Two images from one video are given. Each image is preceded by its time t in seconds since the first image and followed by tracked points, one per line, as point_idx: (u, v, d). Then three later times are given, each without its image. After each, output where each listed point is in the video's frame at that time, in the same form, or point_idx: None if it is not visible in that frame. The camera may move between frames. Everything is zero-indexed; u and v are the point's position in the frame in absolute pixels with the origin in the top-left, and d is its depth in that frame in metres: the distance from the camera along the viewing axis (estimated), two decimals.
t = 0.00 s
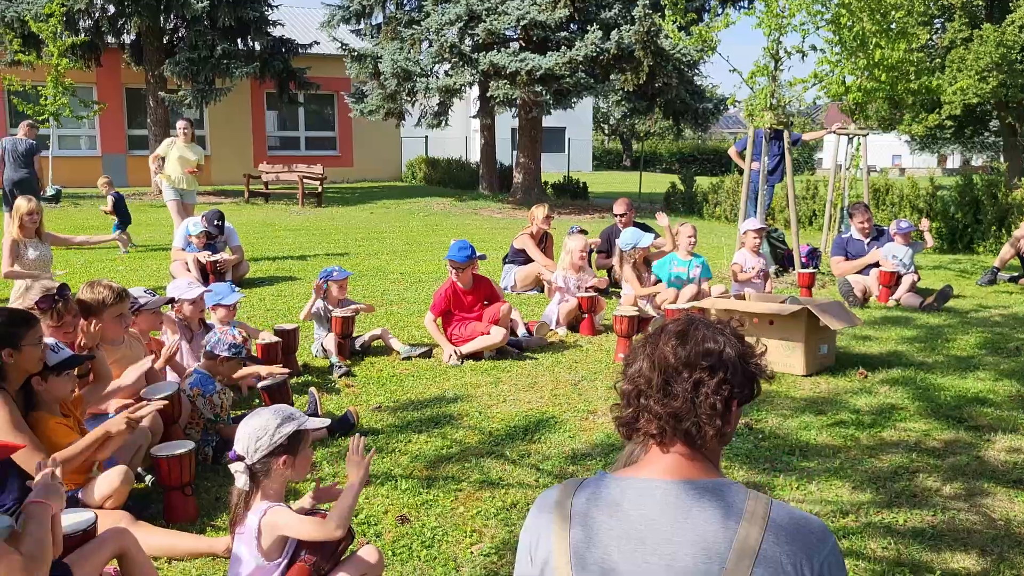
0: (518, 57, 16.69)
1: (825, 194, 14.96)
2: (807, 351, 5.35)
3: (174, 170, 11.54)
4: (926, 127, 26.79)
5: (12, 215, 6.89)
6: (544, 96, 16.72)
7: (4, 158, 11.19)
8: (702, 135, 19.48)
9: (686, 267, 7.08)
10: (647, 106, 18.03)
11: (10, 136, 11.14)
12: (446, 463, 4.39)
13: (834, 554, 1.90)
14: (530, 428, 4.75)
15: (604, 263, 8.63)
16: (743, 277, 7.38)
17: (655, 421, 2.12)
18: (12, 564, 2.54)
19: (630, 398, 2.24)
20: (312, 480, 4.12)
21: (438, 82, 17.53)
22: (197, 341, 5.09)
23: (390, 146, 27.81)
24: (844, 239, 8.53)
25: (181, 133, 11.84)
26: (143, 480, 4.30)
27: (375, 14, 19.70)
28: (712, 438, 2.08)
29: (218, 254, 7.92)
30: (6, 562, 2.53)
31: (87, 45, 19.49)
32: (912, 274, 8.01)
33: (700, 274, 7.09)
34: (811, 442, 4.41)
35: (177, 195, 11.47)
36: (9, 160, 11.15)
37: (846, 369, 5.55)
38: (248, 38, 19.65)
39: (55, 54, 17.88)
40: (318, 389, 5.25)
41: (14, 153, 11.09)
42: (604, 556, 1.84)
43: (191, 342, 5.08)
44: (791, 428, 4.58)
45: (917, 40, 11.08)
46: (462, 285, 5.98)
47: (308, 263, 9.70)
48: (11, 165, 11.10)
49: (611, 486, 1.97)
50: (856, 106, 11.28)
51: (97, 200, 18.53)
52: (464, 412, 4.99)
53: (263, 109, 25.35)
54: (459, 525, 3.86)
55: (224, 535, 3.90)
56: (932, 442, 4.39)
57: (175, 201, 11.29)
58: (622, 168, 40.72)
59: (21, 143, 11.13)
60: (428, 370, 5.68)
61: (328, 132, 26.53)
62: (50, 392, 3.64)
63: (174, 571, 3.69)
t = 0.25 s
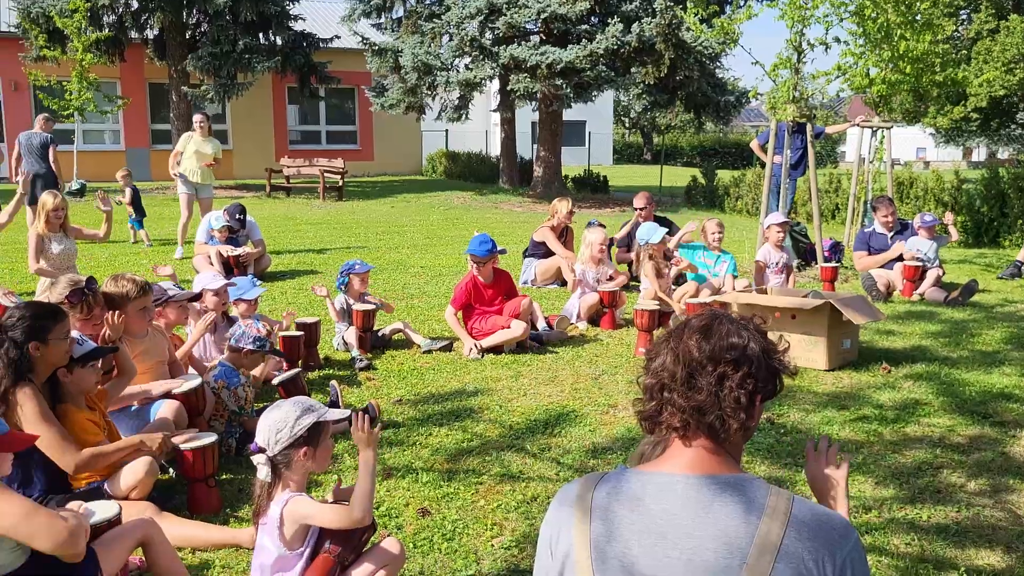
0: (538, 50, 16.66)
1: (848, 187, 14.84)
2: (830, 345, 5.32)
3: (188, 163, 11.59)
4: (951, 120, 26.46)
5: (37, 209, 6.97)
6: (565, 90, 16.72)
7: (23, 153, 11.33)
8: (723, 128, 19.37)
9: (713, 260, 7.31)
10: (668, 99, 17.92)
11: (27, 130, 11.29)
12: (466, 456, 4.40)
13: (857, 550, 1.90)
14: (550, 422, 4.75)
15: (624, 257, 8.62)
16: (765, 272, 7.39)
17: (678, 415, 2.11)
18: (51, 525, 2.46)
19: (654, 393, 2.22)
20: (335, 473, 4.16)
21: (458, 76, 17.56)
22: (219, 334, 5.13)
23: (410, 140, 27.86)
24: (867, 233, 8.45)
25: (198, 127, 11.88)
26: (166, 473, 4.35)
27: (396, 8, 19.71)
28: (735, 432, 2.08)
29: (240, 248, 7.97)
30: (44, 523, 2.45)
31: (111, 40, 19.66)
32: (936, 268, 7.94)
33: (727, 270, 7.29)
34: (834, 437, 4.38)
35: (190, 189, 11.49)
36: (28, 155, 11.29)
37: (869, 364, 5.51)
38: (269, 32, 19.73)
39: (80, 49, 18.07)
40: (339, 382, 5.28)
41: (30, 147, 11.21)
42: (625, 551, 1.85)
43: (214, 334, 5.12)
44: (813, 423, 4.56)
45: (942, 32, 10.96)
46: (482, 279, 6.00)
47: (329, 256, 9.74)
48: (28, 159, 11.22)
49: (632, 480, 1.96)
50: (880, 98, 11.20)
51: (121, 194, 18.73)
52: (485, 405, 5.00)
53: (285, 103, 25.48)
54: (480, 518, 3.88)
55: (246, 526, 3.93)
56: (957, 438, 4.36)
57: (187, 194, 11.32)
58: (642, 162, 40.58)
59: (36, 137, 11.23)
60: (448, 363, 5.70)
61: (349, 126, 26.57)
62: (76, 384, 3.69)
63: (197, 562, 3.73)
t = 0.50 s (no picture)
0: (555, 45, 16.65)
1: (868, 182, 14.73)
2: (849, 342, 5.29)
3: (197, 161, 11.64)
4: (973, 115, 26.17)
5: (58, 205, 7.03)
6: (582, 85, 16.70)
7: (38, 149, 11.39)
8: (741, 123, 19.27)
9: (733, 255, 7.14)
10: (686, 94, 17.82)
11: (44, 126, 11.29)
12: (484, 451, 4.41)
13: (878, 546, 1.88)
14: (567, 417, 4.75)
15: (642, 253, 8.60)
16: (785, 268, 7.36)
17: (705, 414, 2.09)
18: (69, 505, 2.38)
19: (678, 390, 2.19)
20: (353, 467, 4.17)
21: (476, 71, 17.56)
22: (236, 327, 5.16)
23: (427, 135, 27.89)
24: (886, 228, 8.39)
25: (204, 122, 11.75)
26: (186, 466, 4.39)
27: (414, 4, 19.73)
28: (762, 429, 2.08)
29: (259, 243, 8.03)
30: (62, 503, 2.37)
31: (130, 36, 19.79)
32: (957, 264, 7.86)
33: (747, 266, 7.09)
34: (853, 433, 4.36)
35: (197, 186, 11.57)
36: (44, 151, 11.33)
37: (889, 360, 5.48)
38: (287, 28, 19.79)
39: (101, 46, 18.22)
40: (357, 376, 5.31)
41: (45, 144, 11.25)
42: (643, 545, 1.85)
43: (231, 328, 5.15)
44: (832, 419, 4.53)
45: (965, 26, 10.83)
46: (499, 274, 6.02)
47: (347, 251, 9.78)
48: (43, 155, 11.31)
49: (651, 475, 1.96)
50: (901, 92, 11.10)
51: (142, 189, 18.89)
52: (502, 400, 5.01)
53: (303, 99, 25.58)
54: (497, 512, 3.89)
55: (266, 519, 3.96)
56: (977, 435, 4.32)
57: (193, 192, 11.38)
58: (659, 157, 40.45)
59: (51, 133, 11.23)
60: (466, 358, 5.71)
61: (366, 121, 26.65)
62: (96, 377, 3.72)
63: (217, 554, 3.76)
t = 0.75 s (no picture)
0: (577, 35, 16.60)
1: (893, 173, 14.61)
2: (872, 335, 5.26)
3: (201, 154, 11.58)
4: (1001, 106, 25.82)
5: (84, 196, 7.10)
6: (604, 76, 16.62)
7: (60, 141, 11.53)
8: (764, 114, 19.13)
9: (752, 246, 7.33)
10: (708, 85, 17.70)
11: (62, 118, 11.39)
12: (504, 442, 4.42)
13: (905, 545, 1.87)
14: (588, 409, 4.75)
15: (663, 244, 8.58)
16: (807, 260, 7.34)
17: (762, 414, 2.00)
18: (96, 493, 2.42)
19: (701, 379, 2.13)
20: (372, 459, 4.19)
21: (496, 62, 17.55)
22: (258, 322, 5.20)
23: (447, 126, 27.90)
24: (909, 220, 8.36)
25: (209, 116, 11.67)
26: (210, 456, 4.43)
27: None
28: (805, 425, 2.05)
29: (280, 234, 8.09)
30: (89, 491, 2.40)
31: (154, 28, 19.92)
32: (983, 256, 7.75)
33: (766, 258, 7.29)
34: (875, 427, 4.33)
35: (202, 178, 11.51)
36: (65, 143, 11.47)
37: (913, 353, 5.43)
38: (309, 20, 19.83)
39: (125, 38, 18.38)
40: (378, 367, 5.33)
41: (66, 135, 11.36)
42: (667, 538, 1.85)
43: (252, 321, 5.17)
44: (855, 413, 4.51)
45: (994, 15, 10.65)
46: (519, 266, 6.02)
47: (369, 242, 9.82)
48: (65, 147, 11.47)
49: (676, 467, 1.95)
50: (927, 82, 10.98)
51: (166, 180, 19.07)
52: (523, 391, 5.02)
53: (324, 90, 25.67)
54: (518, 503, 3.91)
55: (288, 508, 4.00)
56: (1003, 429, 4.28)
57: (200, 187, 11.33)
58: (680, 148, 40.22)
59: (72, 125, 11.32)
60: (486, 350, 5.72)
61: (387, 112, 26.70)
62: (122, 366, 3.75)
63: (240, 542, 3.80)
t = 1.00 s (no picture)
0: (596, 26, 16.55)
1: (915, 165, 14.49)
2: (894, 327, 5.23)
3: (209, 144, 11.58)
4: None
5: (108, 187, 7.17)
6: (623, 67, 16.57)
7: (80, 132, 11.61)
8: (785, 105, 19.01)
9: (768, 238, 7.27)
10: (729, 75, 17.58)
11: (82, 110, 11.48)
12: (524, 433, 4.43)
13: (929, 536, 1.86)
14: (607, 400, 4.76)
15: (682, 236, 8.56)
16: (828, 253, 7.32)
17: (785, 405, 1.98)
18: (112, 506, 2.43)
19: (724, 368, 2.11)
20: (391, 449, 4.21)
21: (515, 53, 17.53)
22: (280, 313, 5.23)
23: (465, 117, 27.89)
24: (931, 211, 8.27)
25: (214, 106, 11.80)
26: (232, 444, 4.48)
27: None
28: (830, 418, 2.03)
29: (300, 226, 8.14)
30: (104, 504, 2.41)
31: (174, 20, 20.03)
32: (1007, 249, 7.71)
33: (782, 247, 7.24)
34: (897, 420, 4.31)
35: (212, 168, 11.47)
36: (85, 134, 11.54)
37: (935, 346, 5.40)
38: (328, 11, 19.86)
39: (146, 30, 18.51)
40: (398, 358, 5.36)
41: (86, 127, 11.43)
42: (689, 527, 1.85)
43: (274, 311, 5.21)
44: (876, 406, 4.49)
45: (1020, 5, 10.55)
46: (539, 258, 6.02)
47: (388, 233, 9.84)
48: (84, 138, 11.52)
49: (697, 457, 1.95)
50: (951, 73, 10.88)
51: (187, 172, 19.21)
52: (542, 382, 5.03)
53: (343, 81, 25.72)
54: (537, 494, 3.92)
55: (309, 497, 4.03)
56: None
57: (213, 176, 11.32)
58: (699, 139, 40.03)
59: (92, 116, 11.39)
60: (505, 341, 5.73)
61: (406, 103, 26.72)
62: (145, 355, 3.81)
63: (262, 530, 3.84)
